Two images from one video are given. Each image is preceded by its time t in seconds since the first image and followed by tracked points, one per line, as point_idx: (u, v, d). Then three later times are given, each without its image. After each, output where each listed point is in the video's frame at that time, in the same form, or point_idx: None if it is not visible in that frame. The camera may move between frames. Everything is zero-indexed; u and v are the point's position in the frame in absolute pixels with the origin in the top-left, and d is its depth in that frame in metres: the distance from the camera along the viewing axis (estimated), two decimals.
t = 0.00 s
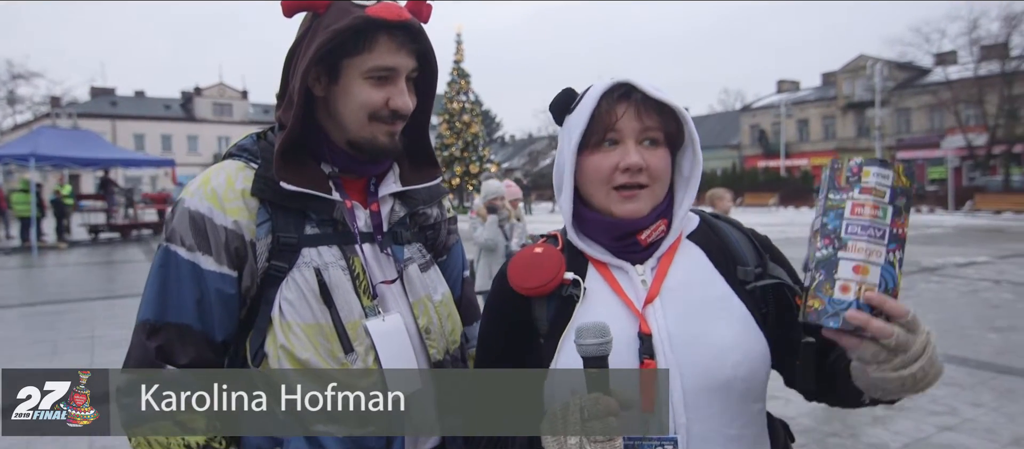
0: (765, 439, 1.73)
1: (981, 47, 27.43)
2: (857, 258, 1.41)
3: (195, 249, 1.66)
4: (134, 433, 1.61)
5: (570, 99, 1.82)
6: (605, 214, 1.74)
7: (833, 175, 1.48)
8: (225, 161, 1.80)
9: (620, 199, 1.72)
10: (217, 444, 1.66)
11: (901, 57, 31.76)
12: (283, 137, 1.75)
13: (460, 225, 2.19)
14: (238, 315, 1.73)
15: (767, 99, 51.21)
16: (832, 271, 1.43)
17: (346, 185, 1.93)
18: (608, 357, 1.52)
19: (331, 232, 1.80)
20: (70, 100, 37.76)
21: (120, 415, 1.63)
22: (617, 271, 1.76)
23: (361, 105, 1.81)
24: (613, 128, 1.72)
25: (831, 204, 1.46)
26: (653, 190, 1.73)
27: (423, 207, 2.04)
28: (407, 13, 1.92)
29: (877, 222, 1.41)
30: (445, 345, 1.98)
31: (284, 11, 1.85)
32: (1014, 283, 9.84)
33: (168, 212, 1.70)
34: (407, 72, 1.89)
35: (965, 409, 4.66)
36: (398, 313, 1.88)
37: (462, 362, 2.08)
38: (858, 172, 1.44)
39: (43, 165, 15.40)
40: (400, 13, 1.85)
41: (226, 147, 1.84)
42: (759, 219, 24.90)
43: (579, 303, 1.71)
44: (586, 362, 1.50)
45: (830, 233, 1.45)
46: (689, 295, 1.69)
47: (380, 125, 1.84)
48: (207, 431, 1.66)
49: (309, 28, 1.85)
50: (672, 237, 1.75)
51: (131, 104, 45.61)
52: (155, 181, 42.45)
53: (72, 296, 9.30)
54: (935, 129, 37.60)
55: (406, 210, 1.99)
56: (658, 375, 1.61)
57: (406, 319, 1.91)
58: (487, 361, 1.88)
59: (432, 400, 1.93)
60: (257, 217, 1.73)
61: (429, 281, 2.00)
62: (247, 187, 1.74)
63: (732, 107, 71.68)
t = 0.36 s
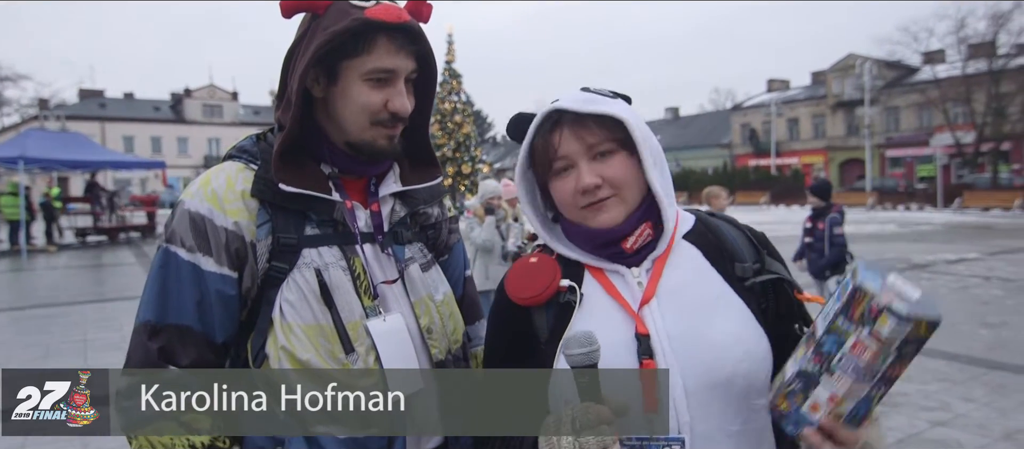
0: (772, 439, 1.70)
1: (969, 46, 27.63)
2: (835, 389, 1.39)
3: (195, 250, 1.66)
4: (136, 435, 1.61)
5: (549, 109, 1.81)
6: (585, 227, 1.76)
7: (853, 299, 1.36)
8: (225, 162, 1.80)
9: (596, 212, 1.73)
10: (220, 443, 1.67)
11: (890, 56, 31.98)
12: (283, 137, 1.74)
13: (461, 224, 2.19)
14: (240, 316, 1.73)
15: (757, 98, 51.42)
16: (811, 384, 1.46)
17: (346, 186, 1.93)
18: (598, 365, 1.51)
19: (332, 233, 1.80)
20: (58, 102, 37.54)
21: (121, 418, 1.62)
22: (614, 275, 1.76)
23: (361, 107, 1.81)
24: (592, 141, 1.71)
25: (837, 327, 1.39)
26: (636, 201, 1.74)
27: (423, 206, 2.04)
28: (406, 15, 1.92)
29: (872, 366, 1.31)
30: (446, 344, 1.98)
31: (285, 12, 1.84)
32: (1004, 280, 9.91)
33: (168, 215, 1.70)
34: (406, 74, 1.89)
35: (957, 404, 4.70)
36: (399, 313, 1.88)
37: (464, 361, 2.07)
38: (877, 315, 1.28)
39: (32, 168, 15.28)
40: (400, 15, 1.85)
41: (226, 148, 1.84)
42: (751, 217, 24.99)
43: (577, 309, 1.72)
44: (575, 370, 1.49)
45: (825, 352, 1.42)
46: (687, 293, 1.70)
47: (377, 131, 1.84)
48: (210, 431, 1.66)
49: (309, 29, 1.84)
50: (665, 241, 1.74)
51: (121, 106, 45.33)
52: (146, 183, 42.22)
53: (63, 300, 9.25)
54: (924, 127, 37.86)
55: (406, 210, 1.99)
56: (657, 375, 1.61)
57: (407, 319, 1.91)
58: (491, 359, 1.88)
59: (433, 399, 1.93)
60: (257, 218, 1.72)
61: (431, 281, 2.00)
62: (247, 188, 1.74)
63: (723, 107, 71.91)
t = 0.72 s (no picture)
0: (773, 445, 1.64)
1: (965, 49, 27.71)
2: (743, 414, 1.32)
3: (194, 252, 1.66)
4: (136, 435, 1.60)
5: (560, 104, 1.81)
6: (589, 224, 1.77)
7: (751, 323, 1.33)
8: (225, 164, 1.80)
9: (599, 209, 1.73)
10: (218, 444, 1.66)
11: (886, 59, 32.06)
12: (281, 140, 1.75)
13: (461, 226, 2.19)
14: (239, 317, 1.72)
15: (754, 101, 51.49)
16: (719, 408, 1.37)
17: (346, 188, 1.93)
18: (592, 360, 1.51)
19: (330, 234, 1.80)
20: (55, 102, 37.47)
21: (121, 418, 1.61)
22: (611, 277, 1.78)
23: (358, 109, 1.81)
24: (603, 137, 1.71)
25: (739, 351, 1.34)
26: (642, 200, 1.73)
27: (423, 208, 2.04)
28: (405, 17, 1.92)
29: (776, 392, 1.28)
30: (445, 347, 1.98)
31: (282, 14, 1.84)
32: (999, 283, 9.94)
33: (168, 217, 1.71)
34: (404, 76, 1.89)
35: (954, 407, 4.71)
36: (397, 314, 1.88)
37: (463, 363, 2.08)
38: (776, 338, 1.27)
39: (28, 168, 15.22)
40: (398, 17, 1.84)
41: (226, 149, 1.84)
42: (748, 220, 25.02)
43: (573, 306, 1.75)
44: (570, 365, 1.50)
45: (728, 374, 1.35)
46: (680, 299, 1.69)
47: (377, 131, 1.84)
48: (209, 432, 1.65)
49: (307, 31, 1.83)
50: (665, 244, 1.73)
51: (118, 106, 45.24)
52: (143, 184, 42.12)
53: (60, 300, 9.23)
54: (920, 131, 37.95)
55: (406, 212, 1.99)
56: (644, 377, 1.61)
57: (406, 321, 1.91)
58: (491, 361, 1.88)
59: (433, 401, 1.92)
60: (256, 220, 1.72)
61: (430, 283, 2.00)
62: (246, 190, 1.74)
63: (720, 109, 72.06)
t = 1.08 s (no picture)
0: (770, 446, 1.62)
1: (969, 45, 27.64)
2: (752, 328, 1.27)
3: (194, 251, 1.66)
4: (136, 434, 1.61)
5: (555, 100, 1.82)
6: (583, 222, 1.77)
7: (748, 225, 1.33)
8: (226, 163, 1.80)
9: (591, 205, 1.73)
10: (220, 443, 1.67)
11: (890, 55, 31.97)
12: (280, 139, 1.75)
13: (462, 225, 2.20)
14: (239, 316, 1.73)
15: (758, 98, 51.37)
16: (727, 332, 1.34)
17: (346, 187, 1.93)
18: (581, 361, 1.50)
19: (329, 233, 1.80)
20: (59, 103, 37.57)
21: (124, 418, 1.63)
22: (607, 276, 1.77)
23: (357, 108, 1.81)
24: (596, 133, 1.71)
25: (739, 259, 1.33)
26: (638, 198, 1.72)
27: (423, 207, 2.04)
28: (405, 16, 1.92)
29: (780, 291, 1.24)
30: (445, 345, 1.98)
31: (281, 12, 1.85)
32: (1004, 279, 9.92)
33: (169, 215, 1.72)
34: (402, 75, 1.89)
35: (959, 404, 4.69)
36: (396, 313, 1.88)
37: (463, 362, 2.08)
38: (772, 231, 1.25)
39: (33, 169, 15.29)
40: (396, 16, 1.85)
41: (227, 149, 1.84)
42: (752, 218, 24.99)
43: (566, 306, 1.76)
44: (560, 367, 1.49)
45: (734, 291, 1.34)
46: (676, 298, 1.65)
47: (375, 129, 1.84)
48: (210, 431, 1.66)
49: (305, 31, 1.84)
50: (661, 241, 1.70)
51: (122, 107, 45.38)
52: (148, 184, 42.26)
53: (65, 301, 9.25)
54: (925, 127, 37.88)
55: (406, 210, 1.99)
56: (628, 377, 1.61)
57: (406, 319, 1.91)
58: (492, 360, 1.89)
59: (433, 399, 1.94)
60: (256, 219, 1.72)
61: (430, 281, 2.00)
62: (246, 189, 1.74)
63: (723, 107, 71.92)
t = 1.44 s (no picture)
0: None
1: (973, 44, 27.58)
2: (749, 438, 1.24)
3: (189, 249, 1.66)
4: (132, 433, 1.63)
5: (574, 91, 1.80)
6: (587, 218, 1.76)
7: (750, 337, 1.23)
8: (221, 161, 1.81)
9: (593, 201, 1.72)
10: (215, 442, 1.67)
11: (894, 54, 31.89)
12: (275, 137, 1.75)
13: (459, 223, 2.20)
14: (235, 314, 1.73)
15: (761, 97, 51.29)
16: (722, 434, 1.29)
17: (341, 185, 1.92)
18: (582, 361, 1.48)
19: (325, 231, 1.80)
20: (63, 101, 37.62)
21: (119, 415, 1.64)
22: (610, 275, 1.78)
23: (353, 106, 1.81)
24: (611, 129, 1.69)
25: (737, 369, 1.24)
26: (644, 195, 1.71)
27: (419, 204, 2.04)
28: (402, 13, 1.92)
29: (783, 409, 1.21)
30: (442, 344, 1.97)
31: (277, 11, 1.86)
32: (1007, 278, 9.90)
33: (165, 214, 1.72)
34: (398, 73, 1.88)
35: (962, 404, 4.68)
36: (392, 311, 1.87)
37: (461, 361, 2.08)
38: (779, 352, 1.18)
39: (38, 167, 15.35)
40: (392, 13, 1.85)
41: (222, 147, 1.84)
42: (755, 217, 24.98)
43: (570, 302, 1.77)
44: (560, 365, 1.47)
45: (729, 396, 1.27)
46: (681, 303, 1.67)
47: (372, 128, 1.83)
48: (204, 430, 1.66)
49: (300, 28, 1.84)
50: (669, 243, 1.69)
51: (125, 105, 45.50)
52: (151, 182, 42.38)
53: (67, 298, 9.26)
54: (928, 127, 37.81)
55: (402, 208, 1.99)
56: (631, 378, 1.61)
57: (403, 318, 1.91)
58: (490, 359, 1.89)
59: (429, 398, 1.94)
60: (251, 217, 1.72)
61: (427, 279, 1.99)
62: (241, 187, 1.74)
63: (726, 106, 71.90)
